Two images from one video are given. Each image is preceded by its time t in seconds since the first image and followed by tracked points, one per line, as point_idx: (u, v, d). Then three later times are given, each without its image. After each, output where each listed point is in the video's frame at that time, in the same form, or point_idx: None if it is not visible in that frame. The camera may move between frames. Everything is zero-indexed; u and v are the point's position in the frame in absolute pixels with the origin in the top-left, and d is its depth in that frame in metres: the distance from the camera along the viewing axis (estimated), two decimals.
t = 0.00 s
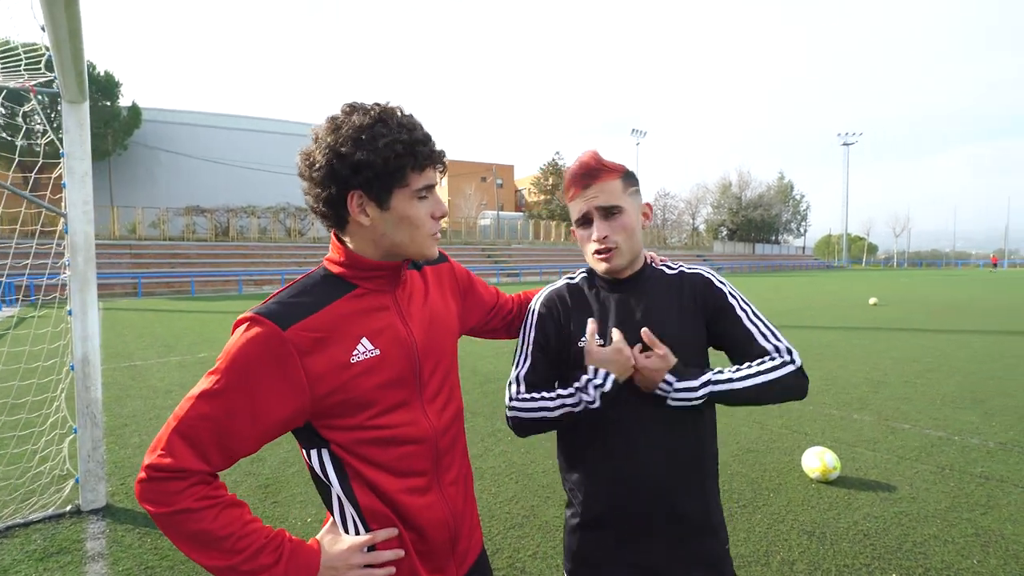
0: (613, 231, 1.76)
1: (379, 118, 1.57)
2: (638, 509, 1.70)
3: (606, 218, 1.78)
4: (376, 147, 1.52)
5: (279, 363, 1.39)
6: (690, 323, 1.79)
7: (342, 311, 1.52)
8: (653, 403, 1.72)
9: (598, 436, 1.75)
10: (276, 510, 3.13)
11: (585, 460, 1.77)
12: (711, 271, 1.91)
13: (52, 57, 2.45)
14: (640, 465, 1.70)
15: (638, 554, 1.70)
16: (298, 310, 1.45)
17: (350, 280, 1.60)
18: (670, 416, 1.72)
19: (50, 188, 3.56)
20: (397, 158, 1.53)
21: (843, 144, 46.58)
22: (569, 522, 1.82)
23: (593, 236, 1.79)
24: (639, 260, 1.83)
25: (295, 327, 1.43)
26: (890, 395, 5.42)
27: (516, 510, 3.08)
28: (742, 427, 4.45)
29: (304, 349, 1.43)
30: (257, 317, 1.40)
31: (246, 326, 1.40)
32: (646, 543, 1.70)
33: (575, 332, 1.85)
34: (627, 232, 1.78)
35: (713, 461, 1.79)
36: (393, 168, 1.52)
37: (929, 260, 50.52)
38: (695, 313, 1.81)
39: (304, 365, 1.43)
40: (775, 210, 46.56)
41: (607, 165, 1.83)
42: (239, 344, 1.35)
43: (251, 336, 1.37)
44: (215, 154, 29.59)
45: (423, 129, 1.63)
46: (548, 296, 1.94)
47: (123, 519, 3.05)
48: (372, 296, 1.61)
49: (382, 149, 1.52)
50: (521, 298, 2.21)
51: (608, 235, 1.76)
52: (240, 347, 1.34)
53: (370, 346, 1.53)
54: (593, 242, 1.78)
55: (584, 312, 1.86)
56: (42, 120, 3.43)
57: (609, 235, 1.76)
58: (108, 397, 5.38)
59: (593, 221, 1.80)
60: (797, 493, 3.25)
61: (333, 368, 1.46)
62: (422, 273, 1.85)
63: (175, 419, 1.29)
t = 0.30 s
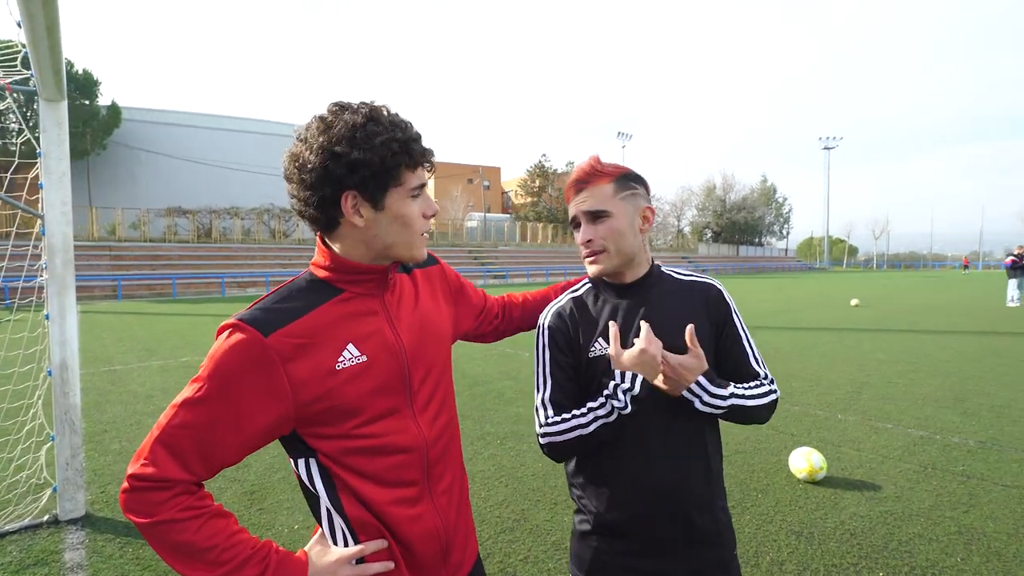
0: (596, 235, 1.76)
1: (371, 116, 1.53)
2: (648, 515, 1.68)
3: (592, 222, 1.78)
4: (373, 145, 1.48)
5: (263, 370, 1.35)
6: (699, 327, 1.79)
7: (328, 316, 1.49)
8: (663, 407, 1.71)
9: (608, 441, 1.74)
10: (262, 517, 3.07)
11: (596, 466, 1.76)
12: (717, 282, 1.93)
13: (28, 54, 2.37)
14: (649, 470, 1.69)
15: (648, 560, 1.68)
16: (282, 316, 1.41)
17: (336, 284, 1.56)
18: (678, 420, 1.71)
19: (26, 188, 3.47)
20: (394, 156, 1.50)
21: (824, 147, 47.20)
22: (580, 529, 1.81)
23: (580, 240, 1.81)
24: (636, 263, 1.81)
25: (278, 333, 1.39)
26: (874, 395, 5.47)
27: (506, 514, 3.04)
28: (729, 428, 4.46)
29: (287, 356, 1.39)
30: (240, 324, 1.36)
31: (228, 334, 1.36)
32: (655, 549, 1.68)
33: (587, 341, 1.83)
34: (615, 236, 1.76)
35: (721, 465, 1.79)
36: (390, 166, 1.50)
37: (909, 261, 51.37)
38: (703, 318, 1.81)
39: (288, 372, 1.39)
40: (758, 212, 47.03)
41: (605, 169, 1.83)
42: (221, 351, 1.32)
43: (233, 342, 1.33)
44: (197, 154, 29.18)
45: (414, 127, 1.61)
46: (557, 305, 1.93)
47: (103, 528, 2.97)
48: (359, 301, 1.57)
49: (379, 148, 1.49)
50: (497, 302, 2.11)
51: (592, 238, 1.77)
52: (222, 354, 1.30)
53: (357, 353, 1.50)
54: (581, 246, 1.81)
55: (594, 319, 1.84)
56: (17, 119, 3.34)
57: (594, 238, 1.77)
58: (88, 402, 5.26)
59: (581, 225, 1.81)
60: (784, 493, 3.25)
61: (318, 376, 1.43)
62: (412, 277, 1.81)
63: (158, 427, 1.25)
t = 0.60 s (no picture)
0: (595, 237, 1.80)
1: (361, 126, 1.53)
2: (647, 516, 1.69)
3: (594, 224, 1.82)
4: (364, 156, 1.48)
5: (258, 376, 1.34)
6: (705, 332, 1.80)
7: (323, 323, 1.48)
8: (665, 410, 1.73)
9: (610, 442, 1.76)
10: (258, 519, 3.05)
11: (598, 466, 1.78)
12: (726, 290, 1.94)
13: (22, 54, 2.35)
14: (650, 472, 1.70)
15: (646, 563, 1.69)
16: (277, 322, 1.41)
17: (332, 292, 1.56)
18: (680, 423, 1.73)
19: (19, 190, 3.45)
20: (385, 166, 1.50)
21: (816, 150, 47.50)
22: (581, 528, 1.83)
23: (580, 242, 1.84)
24: (637, 266, 1.82)
25: (274, 339, 1.38)
26: (867, 396, 5.50)
27: (503, 515, 3.05)
28: (724, 429, 4.48)
29: (282, 362, 1.39)
30: (234, 330, 1.35)
31: (223, 339, 1.35)
32: (654, 552, 1.69)
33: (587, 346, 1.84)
34: (615, 238, 1.78)
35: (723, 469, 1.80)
36: (382, 177, 1.50)
37: (901, 263, 51.73)
38: (711, 323, 1.82)
39: (284, 378, 1.39)
40: (752, 213, 47.24)
41: (608, 173, 1.86)
42: (217, 355, 1.31)
43: (229, 346, 1.32)
44: (190, 155, 29.03)
45: (406, 134, 1.60)
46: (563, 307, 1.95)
47: (97, 532, 2.95)
48: (354, 307, 1.57)
49: (371, 159, 1.48)
50: (475, 306, 2.08)
51: (591, 240, 1.80)
52: (217, 358, 1.30)
53: (353, 358, 1.49)
54: (581, 247, 1.85)
55: (598, 321, 1.86)
56: (9, 121, 3.32)
57: (593, 240, 1.80)
58: (81, 405, 5.22)
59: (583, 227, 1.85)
60: (780, 494, 3.27)
61: (314, 381, 1.43)
62: (409, 281, 1.81)
63: (155, 429, 1.26)
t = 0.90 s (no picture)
0: (630, 247, 1.78)
1: (354, 127, 1.53)
2: (644, 512, 1.71)
3: (624, 233, 1.79)
4: (354, 158, 1.49)
5: (250, 375, 1.36)
6: (704, 330, 1.79)
7: (315, 322, 1.49)
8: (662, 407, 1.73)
9: (608, 438, 1.78)
10: (257, 519, 3.06)
11: (597, 462, 1.80)
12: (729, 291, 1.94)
13: (22, 54, 2.36)
14: (645, 469, 1.72)
15: (642, 558, 1.70)
16: (269, 321, 1.42)
17: (324, 291, 1.56)
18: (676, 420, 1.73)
19: (16, 190, 3.45)
20: (376, 168, 1.51)
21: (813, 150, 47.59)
22: (579, 523, 1.85)
23: (610, 251, 1.80)
24: (658, 267, 1.85)
25: (266, 339, 1.39)
26: (865, 395, 5.52)
27: (502, 514, 3.06)
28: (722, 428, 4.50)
29: (274, 361, 1.40)
30: (226, 329, 1.36)
31: (215, 338, 1.36)
32: (650, 548, 1.70)
33: (587, 343, 1.87)
34: (645, 246, 1.80)
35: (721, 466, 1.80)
36: (373, 178, 1.50)
37: (898, 263, 51.88)
38: (711, 321, 1.82)
39: (276, 377, 1.40)
40: (750, 214, 47.32)
41: (629, 174, 1.81)
42: (208, 355, 1.32)
43: (221, 346, 1.33)
44: (188, 155, 29.00)
45: (399, 136, 1.61)
46: (565, 304, 1.98)
47: (96, 531, 2.95)
48: (347, 307, 1.58)
49: (361, 160, 1.49)
50: (481, 307, 2.12)
51: (626, 251, 1.78)
52: (207, 358, 1.31)
53: (345, 357, 1.50)
54: (610, 257, 1.80)
55: (598, 318, 1.88)
56: (7, 121, 3.32)
57: (627, 251, 1.78)
58: (79, 405, 5.21)
59: (610, 235, 1.81)
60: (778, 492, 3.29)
61: (306, 380, 1.43)
62: (404, 280, 1.82)
63: (147, 429, 1.27)
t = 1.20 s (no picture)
0: (607, 240, 1.79)
1: (353, 127, 1.55)
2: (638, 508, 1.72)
3: (606, 227, 1.81)
4: (352, 158, 1.50)
5: (248, 368, 1.37)
6: (700, 331, 1.80)
7: (311, 317, 1.50)
8: (658, 407, 1.75)
9: (605, 436, 1.79)
10: (257, 517, 3.07)
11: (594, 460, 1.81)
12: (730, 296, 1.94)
13: (22, 54, 2.37)
14: (642, 466, 1.73)
15: (638, 556, 1.71)
16: (268, 316, 1.43)
17: (322, 288, 1.57)
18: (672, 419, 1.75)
19: (16, 190, 3.45)
20: (373, 169, 1.52)
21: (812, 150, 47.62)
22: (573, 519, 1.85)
23: (591, 242, 1.84)
24: (647, 267, 1.83)
25: (263, 333, 1.40)
26: (863, 394, 5.53)
27: (501, 512, 3.07)
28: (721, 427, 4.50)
29: (271, 355, 1.41)
30: (225, 323, 1.38)
31: (214, 331, 1.38)
32: (646, 544, 1.71)
33: (582, 342, 1.86)
34: (626, 243, 1.79)
35: (714, 465, 1.83)
36: (370, 179, 1.51)
37: (897, 263, 51.92)
38: (709, 323, 1.83)
39: (273, 370, 1.41)
40: (749, 214, 47.36)
41: (627, 173, 1.83)
42: (208, 348, 1.34)
43: (220, 339, 1.35)
44: (187, 156, 29.00)
45: (399, 137, 1.62)
46: (565, 305, 1.95)
47: (96, 530, 2.96)
48: (343, 303, 1.59)
49: (359, 160, 1.50)
50: (480, 307, 2.13)
51: (602, 243, 1.80)
52: (207, 350, 1.33)
53: (341, 353, 1.51)
54: (591, 248, 1.84)
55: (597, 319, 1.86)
56: (6, 120, 3.32)
57: (604, 243, 1.80)
58: (79, 405, 5.22)
59: (594, 227, 1.84)
60: (776, 490, 3.30)
61: (302, 374, 1.45)
62: (402, 278, 1.82)
63: (147, 419, 1.28)
